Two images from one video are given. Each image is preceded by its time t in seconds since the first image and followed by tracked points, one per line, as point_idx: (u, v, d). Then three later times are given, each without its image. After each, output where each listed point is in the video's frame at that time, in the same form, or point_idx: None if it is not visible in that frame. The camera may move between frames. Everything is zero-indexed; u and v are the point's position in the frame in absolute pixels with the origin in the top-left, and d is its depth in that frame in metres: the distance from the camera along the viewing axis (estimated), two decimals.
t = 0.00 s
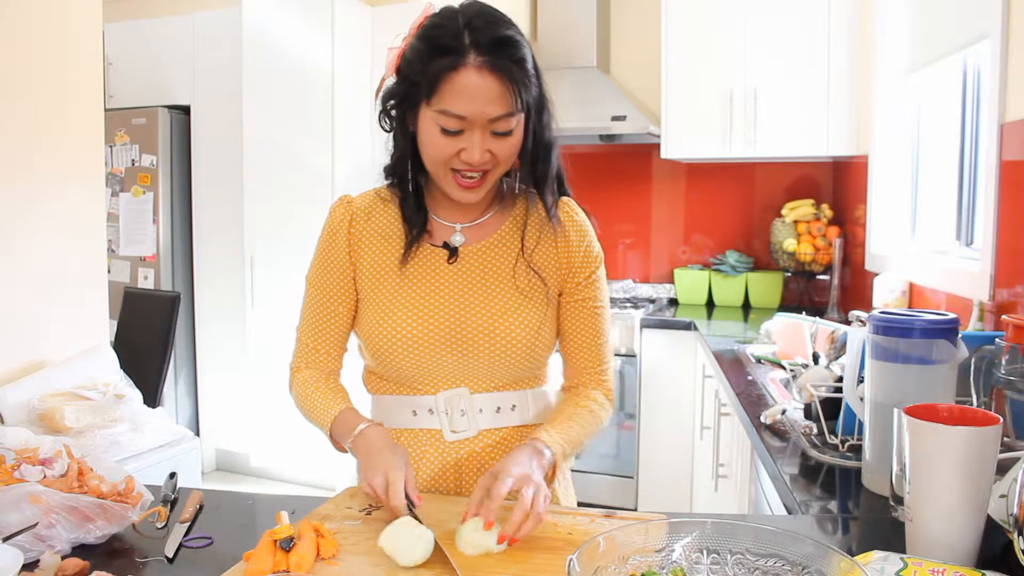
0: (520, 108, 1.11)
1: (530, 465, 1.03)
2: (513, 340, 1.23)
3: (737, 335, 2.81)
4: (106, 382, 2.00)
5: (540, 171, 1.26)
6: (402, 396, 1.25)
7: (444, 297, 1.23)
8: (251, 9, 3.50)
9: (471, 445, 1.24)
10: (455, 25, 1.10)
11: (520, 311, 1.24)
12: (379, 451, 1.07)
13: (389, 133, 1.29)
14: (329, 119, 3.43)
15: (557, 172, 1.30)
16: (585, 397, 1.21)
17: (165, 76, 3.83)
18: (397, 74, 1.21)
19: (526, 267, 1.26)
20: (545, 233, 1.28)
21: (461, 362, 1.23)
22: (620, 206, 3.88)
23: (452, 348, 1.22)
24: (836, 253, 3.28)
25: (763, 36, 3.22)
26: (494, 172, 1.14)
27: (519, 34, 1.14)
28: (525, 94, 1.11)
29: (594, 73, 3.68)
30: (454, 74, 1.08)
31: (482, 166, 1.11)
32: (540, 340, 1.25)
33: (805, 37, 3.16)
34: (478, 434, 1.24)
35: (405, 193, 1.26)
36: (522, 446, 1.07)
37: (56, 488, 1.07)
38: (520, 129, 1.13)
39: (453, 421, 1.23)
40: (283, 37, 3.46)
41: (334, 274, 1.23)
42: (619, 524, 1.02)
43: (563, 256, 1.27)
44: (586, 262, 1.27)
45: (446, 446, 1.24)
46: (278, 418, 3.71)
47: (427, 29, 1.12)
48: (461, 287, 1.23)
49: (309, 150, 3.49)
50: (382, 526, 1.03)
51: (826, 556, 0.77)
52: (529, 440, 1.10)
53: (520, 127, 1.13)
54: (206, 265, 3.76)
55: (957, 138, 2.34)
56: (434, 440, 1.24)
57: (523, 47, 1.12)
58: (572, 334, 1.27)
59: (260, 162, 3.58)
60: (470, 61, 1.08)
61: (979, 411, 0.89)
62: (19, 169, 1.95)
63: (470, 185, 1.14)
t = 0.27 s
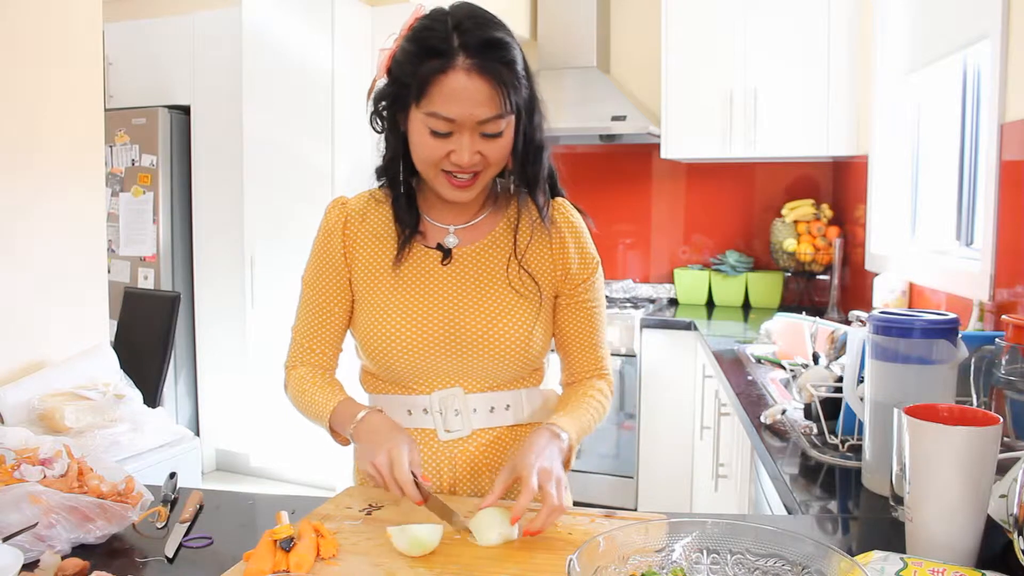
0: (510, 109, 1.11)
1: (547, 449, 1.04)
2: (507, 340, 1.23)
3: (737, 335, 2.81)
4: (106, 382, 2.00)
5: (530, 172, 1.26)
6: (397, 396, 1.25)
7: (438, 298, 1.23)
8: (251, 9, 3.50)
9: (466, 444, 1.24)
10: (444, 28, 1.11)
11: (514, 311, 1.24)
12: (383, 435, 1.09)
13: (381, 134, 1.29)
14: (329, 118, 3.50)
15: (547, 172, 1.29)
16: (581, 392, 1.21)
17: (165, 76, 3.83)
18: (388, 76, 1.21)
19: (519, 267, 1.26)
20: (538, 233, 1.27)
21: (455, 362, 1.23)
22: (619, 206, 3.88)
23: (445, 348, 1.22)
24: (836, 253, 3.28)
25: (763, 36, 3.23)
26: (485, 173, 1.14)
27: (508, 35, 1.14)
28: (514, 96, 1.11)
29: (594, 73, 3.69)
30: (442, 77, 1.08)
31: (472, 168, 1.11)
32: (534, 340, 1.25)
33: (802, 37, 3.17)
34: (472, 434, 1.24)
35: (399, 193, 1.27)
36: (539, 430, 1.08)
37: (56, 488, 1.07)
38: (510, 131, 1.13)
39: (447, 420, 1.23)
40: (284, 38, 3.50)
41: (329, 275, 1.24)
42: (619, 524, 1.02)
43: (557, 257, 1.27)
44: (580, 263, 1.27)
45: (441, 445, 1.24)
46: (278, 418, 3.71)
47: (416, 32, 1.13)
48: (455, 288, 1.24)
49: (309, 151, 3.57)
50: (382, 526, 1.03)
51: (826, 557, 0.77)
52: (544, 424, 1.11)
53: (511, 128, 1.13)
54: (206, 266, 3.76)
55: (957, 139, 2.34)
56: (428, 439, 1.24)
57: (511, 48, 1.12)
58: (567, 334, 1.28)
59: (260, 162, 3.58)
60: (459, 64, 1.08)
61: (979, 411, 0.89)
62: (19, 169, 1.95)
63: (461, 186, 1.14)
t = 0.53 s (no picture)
0: (506, 108, 1.10)
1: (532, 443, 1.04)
2: (507, 339, 1.23)
3: (737, 335, 2.81)
4: (106, 382, 2.00)
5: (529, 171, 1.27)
6: (397, 396, 1.25)
7: (437, 297, 1.23)
8: (252, 9, 3.50)
9: (466, 443, 1.25)
10: (440, 26, 1.10)
11: (513, 311, 1.24)
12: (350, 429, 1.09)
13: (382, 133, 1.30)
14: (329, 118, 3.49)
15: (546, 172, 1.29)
16: (576, 389, 1.20)
17: (165, 76, 3.83)
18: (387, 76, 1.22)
19: (519, 267, 1.26)
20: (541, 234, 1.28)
21: (454, 361, 1.23)
22: (619, 206, 3.88)
23: (445, 348, 1.22)
24: (837, 253, 3.29)
25: (764, 36, 3.22)
26: (480, 171, 1.14)
27: (505, 34, 1.13)
28: (510, 93, 1.11)
29: (594, 73, 3.68)
30: (437, 75, 1.08)
31: (467, 165, 1.11)
32: (533, 340, 1.25)
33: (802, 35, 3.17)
34: (472, 432, 1.25)
35: (400, 193, 1.28)
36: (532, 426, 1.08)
37: (56, 488, 1.07)
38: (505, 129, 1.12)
39: (448, 419, 1.23)
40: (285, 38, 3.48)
41: (329, 273, 1.23)
42: (620, 523, 1.03)
43: (556, 257, 1.27)
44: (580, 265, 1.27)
45: (441, 443, 1.25)
46: (278, 418, 3.71)
47: (414, 30, 1.13)
48: (455, 287, 1.24)
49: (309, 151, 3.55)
50: (382, 526, 1.03)
51: (826, 557, 0.77)
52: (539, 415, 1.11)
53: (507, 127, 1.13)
54: (206, 266, 3.75)
55: (957, 139, 2.34)
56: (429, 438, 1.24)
57: (507, 47, 1.12)
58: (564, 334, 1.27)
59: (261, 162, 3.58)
60: (453, 61, 1.08)
61: (979, 411, 0.89)
62: (19, 169, 1.95)
63: (457, 182, 1.14)
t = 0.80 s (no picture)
0: (502, 105, 1.10)
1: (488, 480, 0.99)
2: (501, 341, 1.22)
3: (737, 335, 2.81)
4: (106, 382, 2.00)
5: (529, 171, 1.24)
6: (394, 397, 1.26)
7: (431, 299, 1.22)
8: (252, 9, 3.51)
9: (465, 445, 1.25)
10: (438, 24, 1.10)
11: (508, 313, 1.23)
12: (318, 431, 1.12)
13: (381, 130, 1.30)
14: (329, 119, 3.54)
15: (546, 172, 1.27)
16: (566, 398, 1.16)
17: (164, 76, 3.83)
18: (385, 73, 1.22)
19: (513, 268, 1.24)
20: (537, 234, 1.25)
21: (448, 364, 1.23)
22: (619, 206, 3.88)
23: (438, 349, 1.22)
24: (837, 253, 3.29)
25: (764, 37, 3.22)
26: (476, 170, 1.14)
27: (502, 32, 1.12)
28: (506, 91, 1.11)
29: (594, 73, 3.69)
30: (431, 72, 1.08)
31: (462, 163, 1.11)
32: (527, 342, 1.24)
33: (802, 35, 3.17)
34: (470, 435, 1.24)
35: (396, 191, 1.28)
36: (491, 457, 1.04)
37: (56, 488, 1.07)
38: (501, 129, 1.12)
39: (447, 422, 1.23)
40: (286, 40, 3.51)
41: (324, 274, 1.25)
42: (620, 523, 1.03)
43: (552, 259, 1.24)
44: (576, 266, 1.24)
45: (439, 446, 1.24)
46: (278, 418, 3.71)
47: (411, 27, 1.13)
48: (449, 289, 1.23)
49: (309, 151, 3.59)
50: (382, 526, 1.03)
51: (826, 556, 0.77)
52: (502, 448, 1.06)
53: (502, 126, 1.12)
54: (205, 265, 3.75)
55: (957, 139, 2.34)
56: (427, 441, 1.24)
57: (504, 45, 1.11)
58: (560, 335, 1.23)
59: (261, 162, 3.58)
60: (448, 57, 1.07)
61: (979, 411, 0.89)
62: (19, 169, 1.95)
63: (452, 181, 1.14)
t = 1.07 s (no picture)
0: (479, 107, 1.09)
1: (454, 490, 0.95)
2: (483, 345, 1.21)
3: (737, 335, 2.81)
4: (106, 382, 2.01)
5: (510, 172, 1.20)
6: (386, 401, 1.27)
7: (413, 302, 1.23)
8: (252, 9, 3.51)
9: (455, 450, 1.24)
10: (409, 25, 1.09)
11: (489, 315, 1.21)
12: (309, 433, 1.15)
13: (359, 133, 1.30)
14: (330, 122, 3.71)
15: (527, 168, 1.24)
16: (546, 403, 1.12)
17: (164, 76, 3.82)
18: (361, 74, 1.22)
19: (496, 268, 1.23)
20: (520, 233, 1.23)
21: (432, 368, 1.23)
22: (619, 206, 3.88)
23: (422, 353, 1.22)
24: (837, 253, 3.29)
25: (764, 37, 3.23)
26: (457, 173, 1.13)
27: (478, 29, 1.11)
28: (483, 91, 1.09)
29: (594, 73, 3.69)
30: (403, 76, 1.07)
31: (441, 168, 1.11)
32: (512, 343, 1.22)
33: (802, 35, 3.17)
34: (456, 441, 1.24)
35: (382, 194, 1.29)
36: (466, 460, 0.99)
37: (56, 488, 1.07)
38: (481, 131, 1.12)
39: (433, 426, 1.22)
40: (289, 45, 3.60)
41: (319, 280, 1.31)
42: (619, 523, 1.02)
43: (535, 259, 1.21)
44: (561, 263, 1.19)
45: (428, 451, 1.24)
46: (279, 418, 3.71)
47: (384, 30, 1.12)
48: (430, 292, 1.23)
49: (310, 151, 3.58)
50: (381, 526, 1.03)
51: (826, 556, 0.77)
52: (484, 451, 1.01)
53: (482, 128, 1.12)
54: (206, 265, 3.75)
55: (957, 139, 2.34)
56: (415, 445, 1.24)
57: (479, 43, 1.10)
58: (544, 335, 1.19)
59: (261, 162, 3.59)
60: (422, 61, 1.07)
61: (979, 411, 0.89)
62: (19, 169, 1.95)
63: (432, 185, 1.14)
